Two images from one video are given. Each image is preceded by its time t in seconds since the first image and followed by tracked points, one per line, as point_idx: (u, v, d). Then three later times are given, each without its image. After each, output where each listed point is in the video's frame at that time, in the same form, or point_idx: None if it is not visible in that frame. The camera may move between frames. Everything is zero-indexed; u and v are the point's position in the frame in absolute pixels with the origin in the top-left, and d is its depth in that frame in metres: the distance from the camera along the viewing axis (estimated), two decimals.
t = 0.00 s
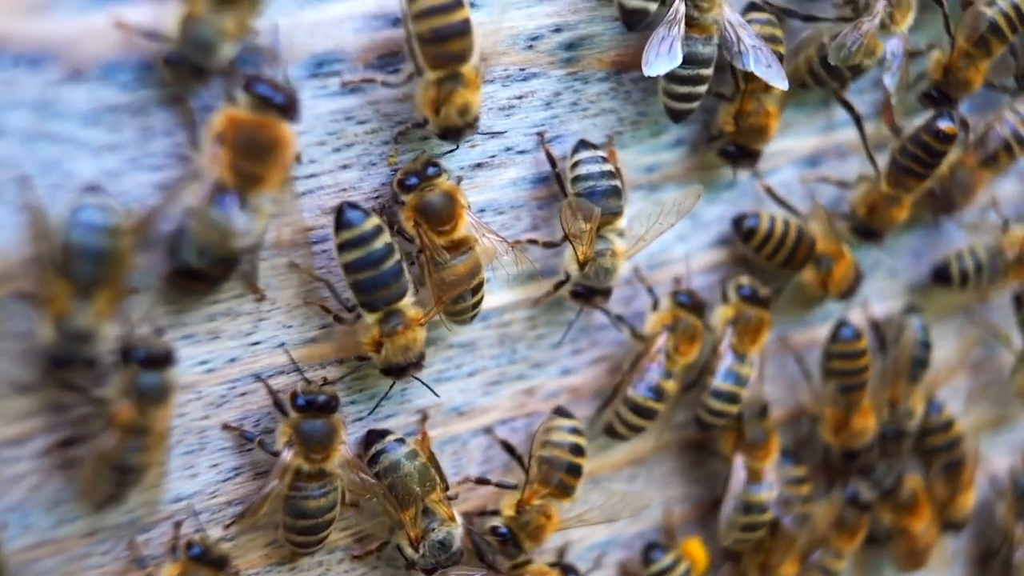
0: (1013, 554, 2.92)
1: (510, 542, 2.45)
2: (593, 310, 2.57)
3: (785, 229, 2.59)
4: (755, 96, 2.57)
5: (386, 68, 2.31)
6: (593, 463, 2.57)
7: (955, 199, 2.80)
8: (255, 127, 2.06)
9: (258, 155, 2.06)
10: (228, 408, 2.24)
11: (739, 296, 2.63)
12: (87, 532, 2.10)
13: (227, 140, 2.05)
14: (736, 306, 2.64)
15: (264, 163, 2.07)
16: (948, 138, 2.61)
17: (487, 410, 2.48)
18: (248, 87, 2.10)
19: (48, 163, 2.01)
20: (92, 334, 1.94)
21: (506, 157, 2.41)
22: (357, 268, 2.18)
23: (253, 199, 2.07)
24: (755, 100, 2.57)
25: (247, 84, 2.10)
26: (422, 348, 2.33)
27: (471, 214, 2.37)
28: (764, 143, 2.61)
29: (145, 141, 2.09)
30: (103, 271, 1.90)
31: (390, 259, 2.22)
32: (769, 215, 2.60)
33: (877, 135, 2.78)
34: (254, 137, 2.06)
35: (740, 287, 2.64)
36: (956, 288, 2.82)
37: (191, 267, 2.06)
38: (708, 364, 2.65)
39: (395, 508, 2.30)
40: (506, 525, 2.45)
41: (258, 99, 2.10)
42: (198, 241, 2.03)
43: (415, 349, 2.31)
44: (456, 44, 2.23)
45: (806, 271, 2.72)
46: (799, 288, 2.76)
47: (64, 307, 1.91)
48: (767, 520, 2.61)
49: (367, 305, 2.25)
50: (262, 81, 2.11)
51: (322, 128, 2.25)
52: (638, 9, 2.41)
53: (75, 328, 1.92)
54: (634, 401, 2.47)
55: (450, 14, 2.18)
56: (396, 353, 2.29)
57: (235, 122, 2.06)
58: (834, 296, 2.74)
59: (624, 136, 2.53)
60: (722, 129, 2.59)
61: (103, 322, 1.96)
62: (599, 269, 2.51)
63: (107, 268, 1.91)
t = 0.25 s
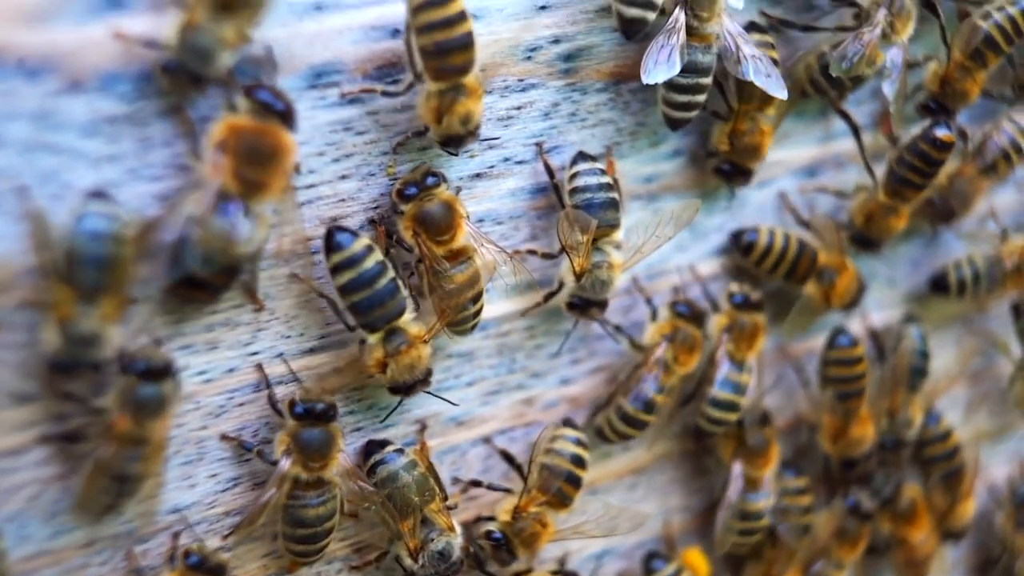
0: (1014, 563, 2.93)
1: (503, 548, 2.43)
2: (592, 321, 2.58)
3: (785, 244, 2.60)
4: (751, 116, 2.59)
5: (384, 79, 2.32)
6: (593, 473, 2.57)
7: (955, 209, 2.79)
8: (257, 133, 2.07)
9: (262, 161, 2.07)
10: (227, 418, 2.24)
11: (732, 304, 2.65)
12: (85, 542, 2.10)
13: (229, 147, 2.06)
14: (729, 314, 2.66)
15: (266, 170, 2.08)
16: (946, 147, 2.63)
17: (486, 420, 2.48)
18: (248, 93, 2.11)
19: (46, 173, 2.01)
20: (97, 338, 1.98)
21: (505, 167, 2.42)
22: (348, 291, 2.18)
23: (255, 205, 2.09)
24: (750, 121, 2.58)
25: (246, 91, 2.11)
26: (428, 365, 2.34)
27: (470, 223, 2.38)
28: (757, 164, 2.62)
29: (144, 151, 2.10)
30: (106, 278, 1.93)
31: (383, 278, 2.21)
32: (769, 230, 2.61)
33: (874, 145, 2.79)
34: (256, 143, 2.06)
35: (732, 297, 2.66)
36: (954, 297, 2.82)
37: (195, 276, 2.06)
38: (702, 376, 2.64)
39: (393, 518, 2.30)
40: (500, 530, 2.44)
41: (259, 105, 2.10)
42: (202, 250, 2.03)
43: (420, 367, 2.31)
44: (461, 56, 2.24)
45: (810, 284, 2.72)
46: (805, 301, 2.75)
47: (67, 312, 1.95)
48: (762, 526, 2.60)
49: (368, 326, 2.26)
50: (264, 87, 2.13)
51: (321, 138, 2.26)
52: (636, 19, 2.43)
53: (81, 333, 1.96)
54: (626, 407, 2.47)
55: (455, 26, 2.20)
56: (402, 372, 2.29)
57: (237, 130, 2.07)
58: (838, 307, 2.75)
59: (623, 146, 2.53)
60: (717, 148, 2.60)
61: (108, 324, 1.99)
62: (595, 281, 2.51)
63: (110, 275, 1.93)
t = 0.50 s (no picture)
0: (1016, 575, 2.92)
1: (503, 557, 2.41)
2: (591, 331, 2.58)
3: (789, 259, 2.62)
4: (744, 144, 2.59)
5: (383, 90, 2.32)
6: (593, 484, 2.56)
7: (954, 219, 2.79)
8: (257, 148, 2.08)
9: (262, 176, 2.07)
10: (225, 428, 2.24)
11: (728, 313, 2.65)
12: (83, 552, 2.10)
13: (228, 161, 2.06)
14: (725, 323, 2.66)
15: (265, 184, 2.08)
16: (942, 153, 2.61)
17: (484, 430, 2.47)
18: (249, 103, 2.12)
19: (45, 184, 2.02)
20: (99, 343, 1.97)
21: (504, 178, 2.42)
22: (345, 307, 2.18)
23: (254, 218, 2.08)
24: (743, 148, 2.58)
25: (246, 102, 2.12)
26: (432, 378, 2.34)
27: (468, 233, 2.38)
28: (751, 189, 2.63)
29: (143, 162, 2.11)
30: (104, 284, 1.93)
31: (379, 292, 2.21)
32: (772, 244, 2.63)
33: (873, 156, 2.79)
34: (255, 157, 2.07)
35: (727, 305, 2.66)
36: (950, 309, 2.81)
37: (194, 286, 2.06)
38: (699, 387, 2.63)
39: (392, 530, 2.29)
40: (499, 540, 2.42)
41: (259, 115, 2.11)
42: (200, 260, 2.04)
43: (425, 380, 2.32)
44: (461, 67, 2.25)
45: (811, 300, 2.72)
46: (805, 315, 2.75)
47: (68, 319, 1.94)
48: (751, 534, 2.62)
49: (368, 342, 2.26)
50: (263, 98, 2.13)
51: (320, 149, 2.27)
52: (635, 30, 2.41)
53: (84, 338, 1.96)
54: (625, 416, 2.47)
55: (456, 37, 2.20)
56: (406, 387, 2.29)
57: (236, 143, 2.08)
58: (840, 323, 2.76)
59: (621, 156, 2.54)
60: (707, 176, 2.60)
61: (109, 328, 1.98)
62: (593, 291, 2.52)
63: (108, 282, 1.94)
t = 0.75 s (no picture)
0: None
1: (506, 571, 2.40)
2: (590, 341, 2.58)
3: (795, 272, 2.63)
4: (735, 164, 2.58)
5: (382, 100, 2.32)
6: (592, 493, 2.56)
7: (953, 229, 2.79)
8: (254, 158, 2.06)
9: (259, 186, 2.06)
10: (224, 439, 2.24)
11: (725, 319, 2.65)
12: (81, 563, 2.10)
13: (225, 172, 2.05)
14: (722, 330, 2.65)
15: (262, 195, 2.07)
16: (939, 166, 2.63)
17: (483, 440, 2.47)
18: (247, 113, 2.12)
19: (44, 194, 2.02)
20: (99, 357, 1.98)
21: (503, 188, 2.43)
22: (344, 319, 2.18)
23: (252, 227, 2.08)
24: (734, 169, 2.58)
25: (244, 111, 2.12)
26: (433, 390, 2.35)
27: (467, 242, 2.38)
28: (744, 212, 2.62)
29: (142, 172, 2.11)
30: (100, 297, 1.94)
31: (378, 304, 2.22)
32: (779, 258, 2.64)
33: (871, 165, 2.79)
34: (252, 168, 2.06)
35: (724, 312, 2.66)
36: (948, 318, 2.81)
37: (194, 296, 2.08)
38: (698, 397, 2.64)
39: (389, 539, 2.27)
40: (502, 554, 2.41)
41: (257, 124, 2.11)
42: (199, 271, 2.05)
43: (426, 391, 2.32)
44: (465, 84, 2.27)
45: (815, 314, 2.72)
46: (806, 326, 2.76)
47: (67, 332, 1.95)
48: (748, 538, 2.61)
49: (368, 354, 2.26)
50: (262, 107, 2.13)
51: (320, 159, 2.27)
52: (633, 42, 2.42)
53: (84, 352, 1.96)
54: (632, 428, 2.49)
55: (459, 53, 2.22)
56: (407, 398, 2.30)
57: (232, 153, 2.06)
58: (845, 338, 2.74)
59: (620, 166, 2.55)
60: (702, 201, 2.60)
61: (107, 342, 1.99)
62: (592, 301, 2.52)
63: (104, 295, 1.94)
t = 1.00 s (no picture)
0: None
1: None
2: (588, 351, 2.58)
3: (798, 284, 2.63)
4: (734, 184, 2.59)
5: (382, 110, 2.33)
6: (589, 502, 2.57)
7: (954, 237, 2.78)
8: (253, 166, 2.07)
9: (258, 194, 2.07)
10: (223, 449, 2.24)
11: (721, 326, 2.65)
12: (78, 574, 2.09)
13: (224, 180, 2.06)
14: (719, 337, 2.66)
15: (261, 203, 2.07)
16: (935, 176, 2.63)
17: (482, 449, 2.47)
18: (245, 121, 2.13)
19: (42, 205, 2.02)
20: (93, 375, 1.97)
21: (502, 198, 2.44)
22: (348, 339, 2.18)
23: (252, 236, 2.09)
24: (734, 190, 2.59)
25: (242, 120, 2.13)
26: (433, 395, 2.35)
27: (465, 252, 2.38)
28: (743, 232, 2.64)
29: (141, 183, 2.11)
30: (95, 315, 1.93)
31: (381, 322, 2.21)
32: (783, 269, 2.65)
33: (868, 175, 2.80)
34: (251, 176, 2.06)
35: (720, 319, 2.66)
36: (948, 327, 2.82)
37: (194, 306, 2.06)
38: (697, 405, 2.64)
39: (389, 550, 2.27)
40: (504, 566, 2.42)
41: (256, 133, 2.12)
42: (199, 280, 2.04)
43: (426, 398, 2.32)
44: (467, 112, 2.28)
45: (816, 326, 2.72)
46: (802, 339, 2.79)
47: (63, 351, 1.95)
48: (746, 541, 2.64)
49: (369, 369, 2.25)
50: (260, 116, 2.14)
51: (319, 169, 2.27)
52: (629, 55, 2.42)
53: (76, 370, 1.96)
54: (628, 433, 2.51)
55: (461, 83, 2.23)
56: (408, 406, 2.30)
57: (231, 162, 2.07)
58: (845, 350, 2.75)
59: (619, 177, 2.55)
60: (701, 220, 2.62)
61: (103, 360, 1.99)
62: (592, 311, 2.53)
63: (99, 313, 1.93)
